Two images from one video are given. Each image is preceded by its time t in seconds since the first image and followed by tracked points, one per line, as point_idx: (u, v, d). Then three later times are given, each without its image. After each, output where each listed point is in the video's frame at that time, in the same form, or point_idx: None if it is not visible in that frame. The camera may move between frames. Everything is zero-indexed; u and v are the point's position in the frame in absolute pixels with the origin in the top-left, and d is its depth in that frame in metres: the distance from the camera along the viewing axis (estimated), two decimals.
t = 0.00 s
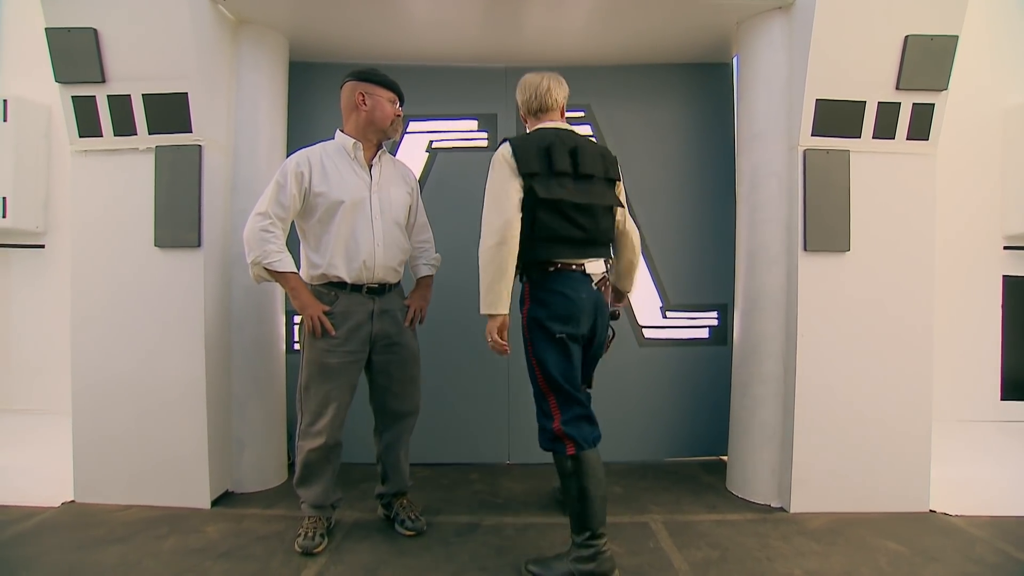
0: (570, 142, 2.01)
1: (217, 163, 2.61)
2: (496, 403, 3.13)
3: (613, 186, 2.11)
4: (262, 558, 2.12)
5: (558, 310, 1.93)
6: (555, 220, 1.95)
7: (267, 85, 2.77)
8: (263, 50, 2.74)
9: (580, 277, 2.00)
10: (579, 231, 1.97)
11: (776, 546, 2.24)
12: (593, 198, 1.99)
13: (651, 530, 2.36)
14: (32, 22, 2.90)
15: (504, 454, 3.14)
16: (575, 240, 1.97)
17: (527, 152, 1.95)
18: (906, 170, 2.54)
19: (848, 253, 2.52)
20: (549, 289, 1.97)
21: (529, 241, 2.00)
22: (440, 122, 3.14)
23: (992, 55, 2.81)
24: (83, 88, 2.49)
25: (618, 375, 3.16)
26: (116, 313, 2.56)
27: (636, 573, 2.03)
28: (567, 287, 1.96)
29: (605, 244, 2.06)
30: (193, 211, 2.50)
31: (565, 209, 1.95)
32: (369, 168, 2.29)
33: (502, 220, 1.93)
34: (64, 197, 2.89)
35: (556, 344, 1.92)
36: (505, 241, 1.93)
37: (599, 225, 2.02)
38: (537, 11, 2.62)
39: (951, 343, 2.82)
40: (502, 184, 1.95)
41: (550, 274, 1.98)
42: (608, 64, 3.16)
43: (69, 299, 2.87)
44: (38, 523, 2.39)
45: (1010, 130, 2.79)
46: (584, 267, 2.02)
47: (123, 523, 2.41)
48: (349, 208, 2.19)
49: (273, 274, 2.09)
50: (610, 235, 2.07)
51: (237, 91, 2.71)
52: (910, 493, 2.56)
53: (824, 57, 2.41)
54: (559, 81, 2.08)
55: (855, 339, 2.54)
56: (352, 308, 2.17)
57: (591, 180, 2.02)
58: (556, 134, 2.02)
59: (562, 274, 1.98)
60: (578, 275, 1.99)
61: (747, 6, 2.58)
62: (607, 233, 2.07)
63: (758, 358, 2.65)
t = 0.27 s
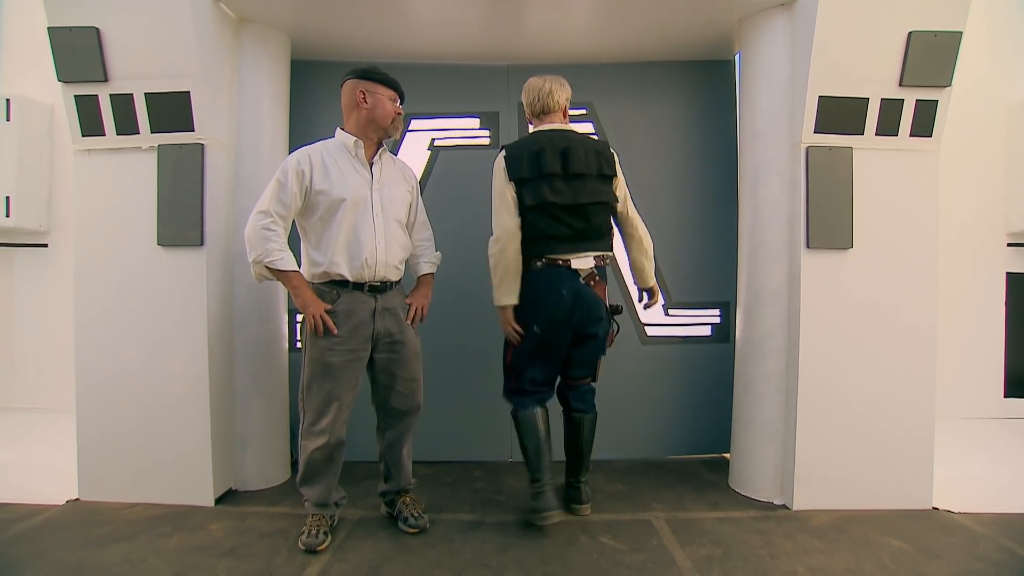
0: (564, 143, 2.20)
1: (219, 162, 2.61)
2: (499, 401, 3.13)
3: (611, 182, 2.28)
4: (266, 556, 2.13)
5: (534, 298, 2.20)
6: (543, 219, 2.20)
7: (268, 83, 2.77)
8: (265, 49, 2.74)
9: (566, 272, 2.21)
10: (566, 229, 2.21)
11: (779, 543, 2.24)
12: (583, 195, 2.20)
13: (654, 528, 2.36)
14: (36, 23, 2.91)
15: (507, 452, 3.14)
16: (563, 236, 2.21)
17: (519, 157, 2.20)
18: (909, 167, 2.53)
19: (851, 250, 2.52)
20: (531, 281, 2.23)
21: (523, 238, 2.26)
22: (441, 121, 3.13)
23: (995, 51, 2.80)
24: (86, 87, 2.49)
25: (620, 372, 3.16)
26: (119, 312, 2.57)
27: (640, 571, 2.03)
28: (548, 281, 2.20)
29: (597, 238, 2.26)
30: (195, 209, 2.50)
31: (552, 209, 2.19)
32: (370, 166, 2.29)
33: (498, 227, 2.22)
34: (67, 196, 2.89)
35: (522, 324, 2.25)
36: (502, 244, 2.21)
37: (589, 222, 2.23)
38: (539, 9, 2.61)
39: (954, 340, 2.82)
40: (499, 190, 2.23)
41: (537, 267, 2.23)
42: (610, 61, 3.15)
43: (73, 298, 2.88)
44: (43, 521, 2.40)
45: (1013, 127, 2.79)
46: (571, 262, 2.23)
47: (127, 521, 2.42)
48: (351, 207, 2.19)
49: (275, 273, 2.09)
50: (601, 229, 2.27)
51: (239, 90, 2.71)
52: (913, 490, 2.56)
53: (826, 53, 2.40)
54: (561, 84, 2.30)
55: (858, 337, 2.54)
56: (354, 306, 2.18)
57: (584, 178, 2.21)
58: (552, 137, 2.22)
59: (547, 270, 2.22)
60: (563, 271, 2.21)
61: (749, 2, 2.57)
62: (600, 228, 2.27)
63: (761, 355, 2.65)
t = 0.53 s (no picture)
0: (542, 140, 2.23)
1: (220, 162, 2.61)
2: (499, 399, 3.14)
3: (594, 175, 2.27)
4: (267, 555, 2.13)
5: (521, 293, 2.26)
6: (521, 215, 2.25)
7: (268, 83, 2.77)
8: (264, 49, 2.74)
9: (551, 267, 2.24)
10: (544, 223, 2.23)
11: (780, 541, 2.24)
12: (560, 189, 2.21)
13: (655, 526, 2.36)
14: (36, 24, 2.91)
15: (507, 451, 3.15)
16: (541, 231, 2.23)
17: (498, 157, 2.27)
18: (910, 165, 2.53)
19: (851, 248, 2.52)
20: (519, 275, 2.28)
21: (506, 234, 2.32)
22: (441, 120, 3.14)
23: (995, 48, 2.80)
24: (86, 88, 2.50)
25: (620, 372, 3.16)
26: (119, 312, 2.57)
27: (640, 569, 2.03)
28: (533, 275, 2.24)
29: (576, 231, 2.25)
30: (195, 209, 2.50)
31: (529, 204, 2.23)
32: (370, 166, 2.29)
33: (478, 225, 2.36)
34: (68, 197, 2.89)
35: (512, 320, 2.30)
36: (476, 237, 2.34)
37: (565, 215, 2.22)
38: (539, 8, 2.61)
39: (954, 338, 2.82)
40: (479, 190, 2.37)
41: (525, 262, 2.27)
42: (610, 60, 3.15)
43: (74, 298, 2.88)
44: (45, 520, 2.41)
45: (1013, 124, 2.78)
46: (553, 254, 2.25)
47: (128, 521, 2.42)
48: (350, 207, 2.19)
49: (274, 273, 2.09)
50: (580, 223, 2.25)
51: (239, 89, 2.71)
52: (914, 488, 2.56)
53: (826, 52, 2.40)
54: (550, 86, 2.32)
55: (858, 335, 2.54)
56: (353, 306, 2.18)
57: (564, 172, 2.22)
58: (531, 135, 2.26)
59: (533, 264, 2.25)
60: (547, 265, 2.24)
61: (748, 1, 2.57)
62: (580, 221, 2.25)
63: (762, 353, 2.65)
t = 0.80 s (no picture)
0: (548, 132, 2.18)
1: (220, 159, 2.60)
2: (499, 397, 3.14)
3: (601, 169, 2.20)
4: (267, 552, 2.13)
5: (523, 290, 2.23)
6: (523, 211, 2.23)
7: (268, 79, 2.76)
8: (264, 45, 2.73)
9: (550, 263, 2.19)
10: (544, 219, 2.19)
11: (780, 538, 2.24)
12: (562, 182, 2.16)
13: (655, 523, 2.37)
14: (34, 21, 2.90)
15: (507, 448, 3.15)
16: (542, 227, 2.19)
17: (503, 150, 2.24)
18: (911, 162, 2.53)
19: (852, 245, 2.52)
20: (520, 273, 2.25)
21: (510, 230, 2.31)
22: (441, 117, 3.13)
23: (997, 46, 2.79)
24: (85, 84, 2.49)
25: (620, 369, 3.16)
26: (119, 309, 2.57)
27: (641, 566, 2.03)
28: (533, 273, 2.21)
29: (577, 227, 2.19)
30: (195, 206, 2.50)
31: (530, 200, 2.20)
32: (370, 162, 2.29)
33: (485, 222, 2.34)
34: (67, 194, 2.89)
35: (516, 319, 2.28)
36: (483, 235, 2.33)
37: (566, 210, 2.17)
38: (539, 4, 2.61)
39: (955, 336, 2.81)
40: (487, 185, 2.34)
41: (525, 259, 2.25)
42: (610, 56, 3.15)
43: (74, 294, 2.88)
44: (46, 517, 2.41)
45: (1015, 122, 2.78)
46: (553, 250, 2.20)
47: (129, 518, 2.42)
48: (351, 203, 2.19)
49: (274, 270, 2.09)
50: (582, 219, 2.18)
51: (238, 86, 2.70)
52: (914, 486, 2.56)
53: (828, 49, 2.39)
54: (557, 71, 2.28)
55: (859, 332, 2.54)
56: (353, 303, 2.18)
57: (568, 165, 2.17)
58: (538, 126, 2.21)
59: (533, 261, 2.22)
60: (547, 261, 2.19)
61: None
62: (583, 217, 2.18)
63: (762, 351, 2.64)
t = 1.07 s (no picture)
0: (584, 128, 2.01)
1: (221, 159, 2.60)
2: (500, 398, 3.13)
3: (638, 172, 2.06)
4: (267, 553, 2.13)
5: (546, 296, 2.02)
6: (555, 210, 2.02)
7: (269, 79, 2.76)
8: (265, 45, 2.73)
9: (579, 268, 2.00)
10: (581, 221, 2.00)
11: (781, 541, 2.24)
12: (602, 183, 1.99)
13: (656, 525, 2.36)
14: (35, 21, 2.90)
15: (508, 449, 3.15)
16: (576, 229, 2.00)
17: (533, 142, 2.03)
18: (913, 163, 2.52)
19: (854, 247, 2.51)
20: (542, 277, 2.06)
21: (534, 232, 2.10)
22: (442, 117, 3.13)
23: (999, 46, 2.79)
24: (86, 84, 2.49)
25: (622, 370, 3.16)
26: (120, 309, 2.57)
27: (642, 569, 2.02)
28: (558, 276, 2.01)
29: (615, 232, 2.03)
30: (196, 206, 2.49)
31: (564, 199, 2.00)
32: (372, 163, 2.29)
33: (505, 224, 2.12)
34: (68, 195, 2.89)
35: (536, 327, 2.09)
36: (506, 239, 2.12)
37: (605, 213, 2.00)
38: (541, 5, 2.60)
39: (957, 337, 2.81)
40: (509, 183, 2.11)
41: (549, 264, 2.06)
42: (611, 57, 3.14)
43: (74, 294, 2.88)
44: (46, 518, 2.40)
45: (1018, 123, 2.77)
46: (581, 256, 2.01)
47: (129, 519, 2.42)
48: (352, 204, 2.19)
49: (275, 270, 2.09)
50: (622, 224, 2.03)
51: (239, 86, 2.70)
52: (916, 488, 2.55)
53: (829, 49, 2.39)
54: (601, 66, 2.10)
55: (860, 334, 2.53)
56: (353, 304, 2.17)
57: (606, 165, 2.00)
58: (571, 121, 2.04)
59: (559, 265, 2.03)
60: (575, 265, 2.00)
61: None
62: (622, 222, 2.03)
63: (764, 353, 2.64)
